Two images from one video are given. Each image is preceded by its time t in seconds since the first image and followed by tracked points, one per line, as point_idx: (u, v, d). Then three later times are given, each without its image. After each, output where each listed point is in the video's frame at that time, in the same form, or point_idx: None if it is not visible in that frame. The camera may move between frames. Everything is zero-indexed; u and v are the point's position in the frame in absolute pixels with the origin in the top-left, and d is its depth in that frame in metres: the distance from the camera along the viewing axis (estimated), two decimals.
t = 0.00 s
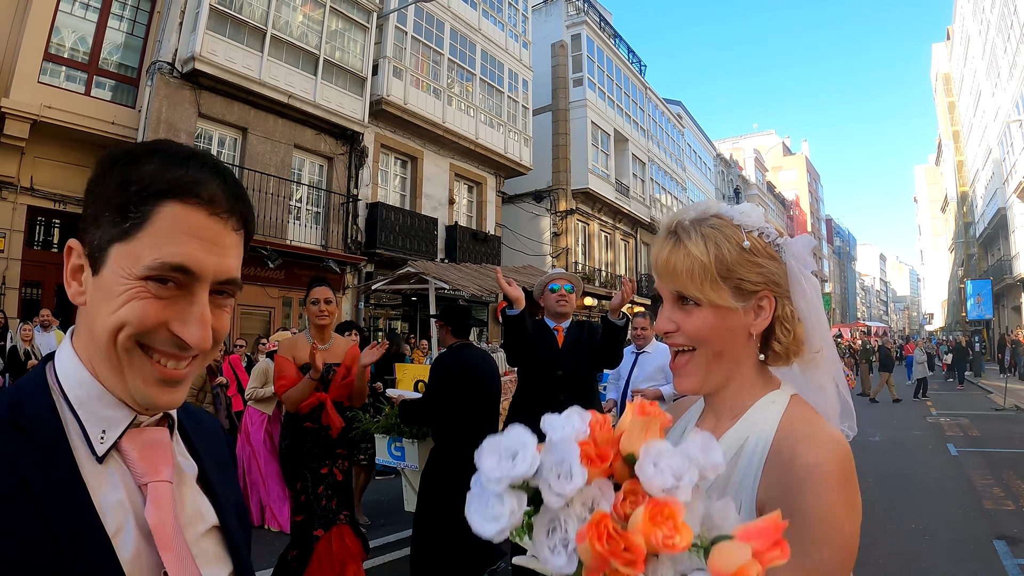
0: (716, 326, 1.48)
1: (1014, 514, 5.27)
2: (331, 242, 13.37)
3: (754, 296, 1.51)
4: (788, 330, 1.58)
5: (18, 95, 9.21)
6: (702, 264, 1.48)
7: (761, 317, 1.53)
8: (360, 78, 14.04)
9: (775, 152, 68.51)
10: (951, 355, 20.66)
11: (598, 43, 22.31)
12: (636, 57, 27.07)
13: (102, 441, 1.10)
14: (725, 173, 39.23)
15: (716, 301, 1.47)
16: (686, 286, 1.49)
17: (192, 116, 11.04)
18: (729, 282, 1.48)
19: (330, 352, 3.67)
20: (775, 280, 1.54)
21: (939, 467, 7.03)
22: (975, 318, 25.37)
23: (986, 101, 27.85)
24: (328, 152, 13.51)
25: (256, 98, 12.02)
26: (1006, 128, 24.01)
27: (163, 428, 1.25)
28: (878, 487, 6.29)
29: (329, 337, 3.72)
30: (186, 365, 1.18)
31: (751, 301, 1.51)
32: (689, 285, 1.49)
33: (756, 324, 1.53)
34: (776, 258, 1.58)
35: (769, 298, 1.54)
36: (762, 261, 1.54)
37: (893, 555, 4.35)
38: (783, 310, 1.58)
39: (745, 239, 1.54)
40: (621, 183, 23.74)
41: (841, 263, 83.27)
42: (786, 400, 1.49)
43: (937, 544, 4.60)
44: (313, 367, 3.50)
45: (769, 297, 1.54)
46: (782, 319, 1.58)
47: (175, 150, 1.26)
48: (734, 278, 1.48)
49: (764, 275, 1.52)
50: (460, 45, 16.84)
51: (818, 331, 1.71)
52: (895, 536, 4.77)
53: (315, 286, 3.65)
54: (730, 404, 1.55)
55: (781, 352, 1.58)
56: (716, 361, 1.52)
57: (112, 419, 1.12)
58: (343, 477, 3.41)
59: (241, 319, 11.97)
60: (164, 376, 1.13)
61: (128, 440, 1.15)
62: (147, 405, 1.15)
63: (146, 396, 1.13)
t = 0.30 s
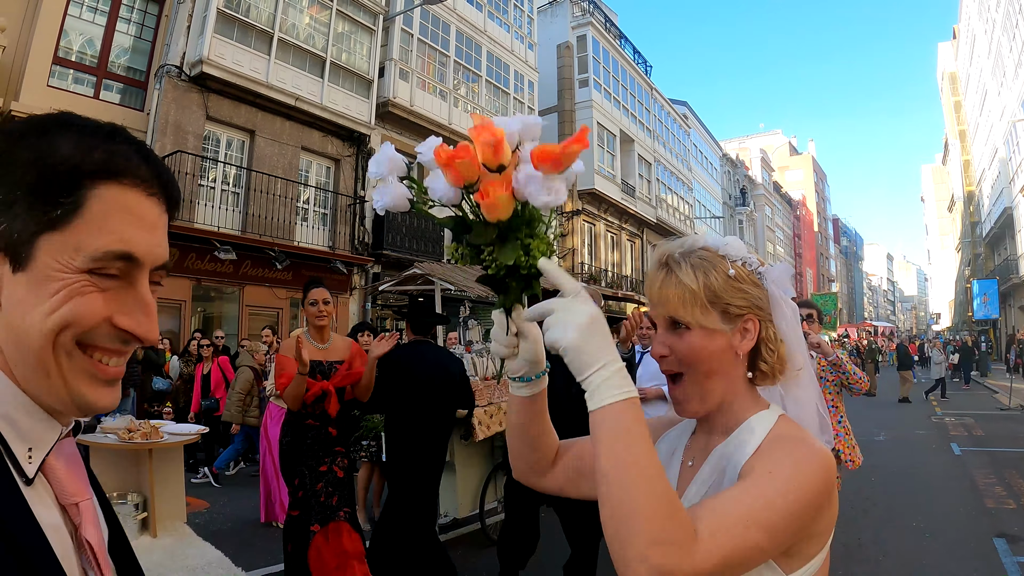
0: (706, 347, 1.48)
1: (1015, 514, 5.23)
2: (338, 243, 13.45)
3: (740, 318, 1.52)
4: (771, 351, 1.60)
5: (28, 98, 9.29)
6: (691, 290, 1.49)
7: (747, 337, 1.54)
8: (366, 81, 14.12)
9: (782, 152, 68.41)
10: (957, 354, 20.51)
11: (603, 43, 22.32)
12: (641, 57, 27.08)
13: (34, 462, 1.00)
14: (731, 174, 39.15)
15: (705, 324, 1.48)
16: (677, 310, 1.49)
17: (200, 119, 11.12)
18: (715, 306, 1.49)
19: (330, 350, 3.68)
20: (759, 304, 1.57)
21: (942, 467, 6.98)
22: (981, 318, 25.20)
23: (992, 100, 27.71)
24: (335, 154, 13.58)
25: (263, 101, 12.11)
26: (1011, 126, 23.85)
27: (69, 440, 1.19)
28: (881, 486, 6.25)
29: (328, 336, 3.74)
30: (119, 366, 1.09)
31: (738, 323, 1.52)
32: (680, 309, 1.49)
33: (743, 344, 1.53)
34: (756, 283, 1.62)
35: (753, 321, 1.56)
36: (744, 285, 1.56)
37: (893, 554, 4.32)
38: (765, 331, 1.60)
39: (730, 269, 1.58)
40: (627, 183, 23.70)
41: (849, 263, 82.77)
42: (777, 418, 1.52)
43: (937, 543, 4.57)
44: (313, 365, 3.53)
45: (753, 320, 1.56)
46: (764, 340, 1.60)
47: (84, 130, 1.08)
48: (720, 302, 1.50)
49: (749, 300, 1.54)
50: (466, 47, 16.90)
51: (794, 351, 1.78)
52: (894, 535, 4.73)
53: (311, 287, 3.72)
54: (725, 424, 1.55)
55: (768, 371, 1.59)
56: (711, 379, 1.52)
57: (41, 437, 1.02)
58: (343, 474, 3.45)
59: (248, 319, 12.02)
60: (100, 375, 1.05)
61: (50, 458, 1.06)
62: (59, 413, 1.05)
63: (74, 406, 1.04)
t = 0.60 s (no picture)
0: (697, 293, 1.39)
1: (1018, 511, 5.22)
2: (345, 243, 13.50)
3: (728, 263, 1.40)
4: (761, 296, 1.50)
5: (37, 99, 9.37)
6: (681, 235, 1.36)
7: (737, 283, 1.43)
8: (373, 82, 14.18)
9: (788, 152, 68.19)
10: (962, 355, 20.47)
11: (609, 44, 22.31)
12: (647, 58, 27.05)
13: None
14: (737, 174, 39.07)
15: (697, 269, 1.37)
16: (665, 260, 1.38)
17: (208, 120, 11.19)
18: (708, 250, 1.38)
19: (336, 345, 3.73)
20: (747, 249, 1.45)
21: (946, 465, 6.97)
22: (987, 318, 25.11)
23: (997, 100, 27.60)
24: (342, 154, 13.63)
25: (271, 102, 12.19)
26: (1017, 126, 23.74)
27: None
28: (885, 483, 6.25)
29: (332, 333, 3.80)
30: None
31: (727, 269, 1.41)
32: (668, 259, 1.38)
33: (732, 290, 1.43)
34: (743, 231, 1.49)
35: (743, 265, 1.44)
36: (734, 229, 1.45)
37: (895, 550, 4.33)
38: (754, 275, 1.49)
39: (715, 216, 1.45)
40: (633, 183, 23.70)
41: (856, 263, 82.44)
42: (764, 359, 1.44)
43: (937, 539, 4.57)
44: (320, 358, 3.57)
45: (744, 263, 1.44)
46: (755, 284, 1.50)
47: None
48: (711, 247, 1.38)
49: (737, 245, 1.43)
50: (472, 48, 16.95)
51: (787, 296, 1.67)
52: (895, 531, 4.74)
53: (316, 285, 3.74)
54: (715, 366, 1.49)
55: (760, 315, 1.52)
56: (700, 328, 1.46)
57: None
58: (346, 468, 3.47)
59: (256, 318, 12.10)
60: None
61: None
62: None
63: None
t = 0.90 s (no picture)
0: (654, 306, 1.31)
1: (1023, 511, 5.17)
2: (351, 243, 13.55)
3: (684, 271, 1.33)
4: (717, 300, 1.44)
5: (43, 100, 9.43)
6: (632, 250, 1.29)
7: (693, 290, 1.35)
8: (379, 82, 14.21)
9: (794, 151, 67.93)
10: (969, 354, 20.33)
11: (615, 43, 22.29)
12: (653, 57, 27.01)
13: None
14: (744, 173, 38.94)
15: (652, 283, 1.30)
16: (619, 271, 1.30)
17: (214, 121, 11.25)
18: (660, 260, 1.31)
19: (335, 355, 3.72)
20: (703, 254, 1.38)
21: (952, 465, 6.91)
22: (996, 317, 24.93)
23: (1004, 98, 27.44)
24: (348, 155, 13.68)
25: (276, 103, 12.24)
26: None
27: None
28: (890, 483, 6.20)
29: (332, 338, 3.80)
30: None
31: (681, 276, 1.33)
32: (623, 270, 1.29)
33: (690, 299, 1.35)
34: (698, 236, 1.42)
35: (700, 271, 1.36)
36: (688, 237, 1.38)
37: (898, 550, 4.29)
38: (712, 280, 1.42)
39: (668, 224, 1.37)
40: (639, 183, 23.65)
41: (862, 262, 82.04)
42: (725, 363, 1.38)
43: (940, 540, 4.51)
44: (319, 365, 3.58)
45: (700, 269, 1.37)
46: (711, 288, 1.43)
47: None
48: (664, 256, 1.31)
49: (692, 250, 1.35)
50: (478, 48, 16.99)
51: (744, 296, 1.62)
52: (899, 532, 4.68)
53: (318, 289, 3.67)
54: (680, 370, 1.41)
55: (718, 319, 1.44)
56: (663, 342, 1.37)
57: None
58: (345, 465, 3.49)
59: (262, 318, 12.15)
60: None
61: None
62: None
63: None
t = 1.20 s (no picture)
0: (564, 354, 1.23)
1: None
2: (354, 245, 13.53)
3: (595, 312, 1.24)
4: (638, 340, 1.32)
5: (46, 104, 9.47)
6: (534, 292, 1.22)
7: (607, 332, 1.26)
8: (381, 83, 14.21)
9: (802, 150, 67.63)
10: (977, 355, 20.15)
11: (620, 43, 22.23)
12: (659, 56, 26.93)
13: None
14: (750, 172, 38.83)
15: (559, 330, 1.22)
16: (524, 314, 1.23)
17: (216, 123, 11.27)
18: (568, 305, 1.22)
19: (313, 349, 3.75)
20: (617, 291, 1.28)
21: (957, 468, 6.83)
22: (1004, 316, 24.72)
23: (1012, 96, 27.24)
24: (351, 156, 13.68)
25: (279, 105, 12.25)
26: None
27: None
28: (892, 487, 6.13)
29: (313, 333, 3.82)
30: None
31: (592, 318, 1.24)
32: (527, 314, 1.23)
33: (603, 340, 1.25)
34: (613, 272, 1.32)
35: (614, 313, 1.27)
36: (603, 276, 1.28)
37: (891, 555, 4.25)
38: (629, 321, 1.31)
39: (576, 261, 1.27)
40: (644, 182, 23.60)
41: (869, 262, 81.71)
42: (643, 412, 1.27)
43: (938, 545, 4.45)
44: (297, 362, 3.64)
45: (614, 310, 1.27)
46: (628, 330, 1.31)
47: None
48: (573, 299, 1.22)
49: (604, 289, 1.26)
50: (481, 49, 17.00)
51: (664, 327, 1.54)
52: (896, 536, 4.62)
53: (298, 286, 3.75)
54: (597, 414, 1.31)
55: (633, 365, 1.32)
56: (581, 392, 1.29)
57: None
58: (322, 465, 3.55)
59: (264, 320, 12.18)
60: None
61: None
62: None
63: None
